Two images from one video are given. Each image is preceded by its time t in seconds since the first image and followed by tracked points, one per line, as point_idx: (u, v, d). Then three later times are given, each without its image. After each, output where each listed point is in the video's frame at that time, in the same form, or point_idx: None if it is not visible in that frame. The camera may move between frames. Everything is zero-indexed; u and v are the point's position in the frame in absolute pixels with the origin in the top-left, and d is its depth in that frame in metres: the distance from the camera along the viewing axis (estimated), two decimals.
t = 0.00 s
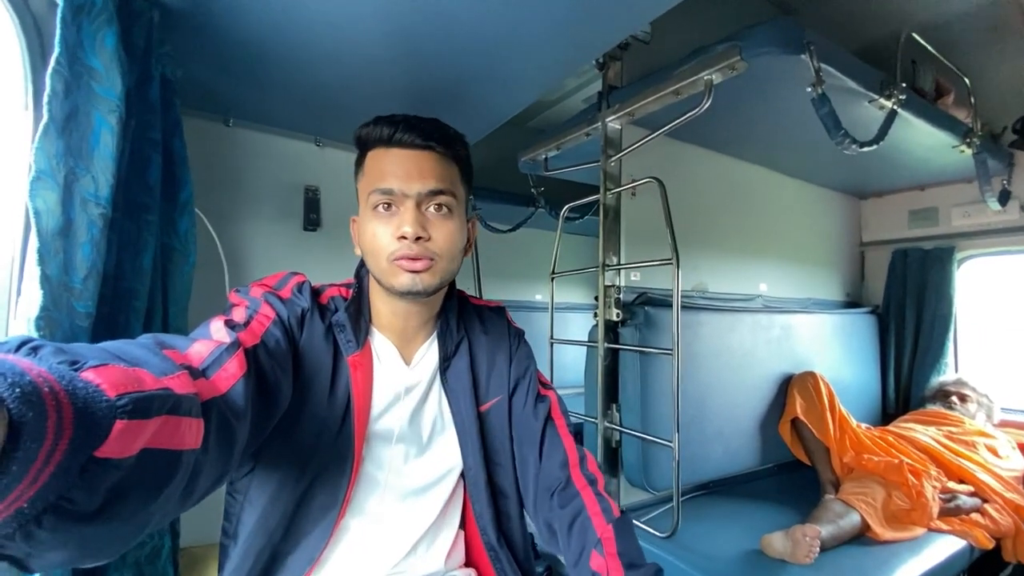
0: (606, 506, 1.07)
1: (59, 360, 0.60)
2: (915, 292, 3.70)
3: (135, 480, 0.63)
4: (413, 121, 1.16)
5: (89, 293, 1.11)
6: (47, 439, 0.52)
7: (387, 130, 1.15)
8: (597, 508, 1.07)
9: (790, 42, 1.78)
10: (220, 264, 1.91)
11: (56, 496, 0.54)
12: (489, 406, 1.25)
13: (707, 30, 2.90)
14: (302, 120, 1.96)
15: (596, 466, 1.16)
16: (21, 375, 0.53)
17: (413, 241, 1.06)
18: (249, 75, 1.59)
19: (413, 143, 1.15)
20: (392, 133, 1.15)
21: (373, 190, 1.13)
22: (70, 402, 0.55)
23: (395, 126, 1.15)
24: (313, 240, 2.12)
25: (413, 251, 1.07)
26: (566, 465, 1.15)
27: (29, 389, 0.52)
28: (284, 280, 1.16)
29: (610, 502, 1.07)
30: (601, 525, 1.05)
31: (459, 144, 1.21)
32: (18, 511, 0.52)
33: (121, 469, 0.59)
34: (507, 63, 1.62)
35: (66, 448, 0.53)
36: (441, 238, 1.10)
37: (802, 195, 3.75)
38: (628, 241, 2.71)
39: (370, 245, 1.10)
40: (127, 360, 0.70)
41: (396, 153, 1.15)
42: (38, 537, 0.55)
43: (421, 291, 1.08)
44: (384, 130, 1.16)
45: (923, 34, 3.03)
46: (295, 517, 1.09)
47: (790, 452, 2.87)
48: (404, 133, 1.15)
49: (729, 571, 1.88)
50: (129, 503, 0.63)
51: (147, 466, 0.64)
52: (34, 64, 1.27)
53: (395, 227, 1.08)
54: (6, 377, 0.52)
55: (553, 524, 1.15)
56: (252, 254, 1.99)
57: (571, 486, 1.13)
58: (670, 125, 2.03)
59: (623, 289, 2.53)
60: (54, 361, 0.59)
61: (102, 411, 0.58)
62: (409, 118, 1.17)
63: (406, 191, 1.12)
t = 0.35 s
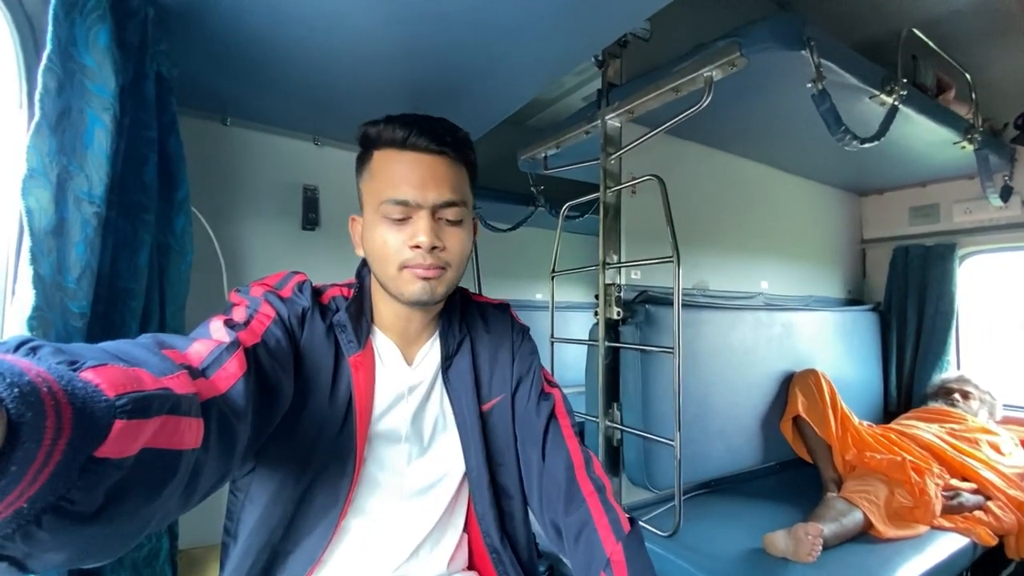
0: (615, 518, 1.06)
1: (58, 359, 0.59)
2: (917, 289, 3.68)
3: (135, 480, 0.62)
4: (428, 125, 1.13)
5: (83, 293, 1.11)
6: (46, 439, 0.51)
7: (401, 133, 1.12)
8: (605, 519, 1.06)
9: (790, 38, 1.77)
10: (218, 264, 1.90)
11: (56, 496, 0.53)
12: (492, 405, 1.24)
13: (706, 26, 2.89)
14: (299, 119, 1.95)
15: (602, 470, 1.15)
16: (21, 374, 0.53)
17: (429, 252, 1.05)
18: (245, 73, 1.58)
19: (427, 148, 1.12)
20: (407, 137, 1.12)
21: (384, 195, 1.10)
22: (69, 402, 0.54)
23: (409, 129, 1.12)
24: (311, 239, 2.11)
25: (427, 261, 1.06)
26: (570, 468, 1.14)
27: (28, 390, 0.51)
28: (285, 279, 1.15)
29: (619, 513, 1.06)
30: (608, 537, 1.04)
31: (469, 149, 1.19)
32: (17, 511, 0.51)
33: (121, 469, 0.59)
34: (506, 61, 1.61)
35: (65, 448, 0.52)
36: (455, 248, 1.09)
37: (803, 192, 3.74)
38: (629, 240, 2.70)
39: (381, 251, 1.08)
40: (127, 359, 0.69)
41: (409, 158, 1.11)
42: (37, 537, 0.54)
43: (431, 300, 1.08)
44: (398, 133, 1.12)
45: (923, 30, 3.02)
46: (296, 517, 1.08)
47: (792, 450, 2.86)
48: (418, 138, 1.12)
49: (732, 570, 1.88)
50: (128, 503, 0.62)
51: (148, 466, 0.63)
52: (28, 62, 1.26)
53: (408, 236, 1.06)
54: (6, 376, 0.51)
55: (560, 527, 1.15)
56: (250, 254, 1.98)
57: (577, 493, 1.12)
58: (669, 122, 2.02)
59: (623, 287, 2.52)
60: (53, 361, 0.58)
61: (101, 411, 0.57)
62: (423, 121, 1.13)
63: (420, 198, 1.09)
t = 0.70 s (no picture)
0: (632, 541, 1.07)
1: (50, 360, 0.60)
2: (909, 289, 3.73)
3: (125, 482, 0.65)
4: (449, 140, 1.11)
5: (95, 296, 1.13)
6: (37, 441, 0.53)
7: (423, 147, 1.10)
8: (621, 540, 1.09)
9: (781, 44, 1.80)
10: (220, 268, 1.92)
11: (45, 498, 0.55)
12: (497, 411, 1.25)
13: (701, 31, 2.93)
14: (300, 124, 1.97)
15: (617, 489, 1.16)
16: (12, 376, 0.53)
17: (445, 273, 1.07)
18: (248, 79, 1.60)
19: (447, 164, 1.10)
20: (429, 152, 1.10)
21: (402, 210, 1.08)
22: (61, 403, 0.56)
23: (432, 144, 1.10)
24: (312, 243, 2.13)
25: (442, 281, 1.07)
26: (585, 485, 1.16)
27: (20, 392, 0.52)
28: (289, 279, 1.17)
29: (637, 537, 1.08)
30: (625, 558, 1.06)
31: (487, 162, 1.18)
32: (6, 514, 0.53)
33: (112, 471, 0.61)
34: (505, 66, 1.63)
35: (55, 451, 0.54)
36: (469, 267, 1.10)
37: (796, 194, 3.79)
38: (624, 242, 2.74)
39: (395, 268, 1.09)
40: (122, 360, 0.70)
41: (429, 174, 1.09)
42: (25, 540, 0.57)
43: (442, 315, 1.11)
44: (420, 147, 1.10)
45: (914, 34, 3.07)
46: (296, 518, 1.10)
47: (787, 449, 2.89)
48: (440, 153, 1.10)
49: (729, 568, 1.90)
50: (120, 505, 0.64)
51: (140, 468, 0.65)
52: (36, 71, 1.28)
53: (425, 254, 1.07)
54: None
55: (571, 541, 1.17)
56: (251, 258, 2.00)
57: (593, 512, 1.13)
58: (663, 127, 2.05)
59: (620, 289, 2.55)
60: (45, 362, 0.59)
61: (93, 413, 0.59)
62: (444, 134, 1.11)
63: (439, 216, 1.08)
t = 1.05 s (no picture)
0: (622, 539, 1.11)
1: (56, 358, 0.61)
2: (892, 291, 3.82)
3: (133, 479, 0.63)
4: (460, 143, 1.14)
5: (106, 290, 1.16)
6: (45, 438, 0.52)
7: (432, 151, 1.12)
8: (614, 536, 1.12)
9: (766, 53, 1.87)
10: (217, 268, 1.95)
11: (55, 494, 0.54)
12: (495, 409, 1.29)
13: (689, 40, 3.01)
14: (298, 127, 2.01)
15: (608, 485, 1.20)
16: (20, 374, 0.54)
17: (449, 275, 1.10)
18: (249, 83, 1.64)
19: (456, 168, 1.13)
20: (439, 154, 1.12)
21: (409, 211, 1.11)
22: (69, 400, 0.56)
23: (442, 148, 1.12)
24: (308, 244, 2.16)
25: (446, 283, 1.11)
26: (578, 483, 1.19)
27: (27, 389, 0.53)
28: (290, 275, 1.20)
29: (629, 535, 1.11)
30: (618, 557, 1.10)
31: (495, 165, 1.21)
32: (16, 511, 0.52)
33: (121, 466, 0.60)
34: (499, 72, 1.68)
35: (65, 447, 0.53)
36: (473, 270, 1.14)
37: (783, 199, 3.87)
38: (615, 244, 2.79)
39: (400, 267, 1.12)
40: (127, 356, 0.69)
41: (438, 177, 1.12)
42: (37, 535, 0.56)
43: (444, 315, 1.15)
44: (431, 149, 1.13)
45: (895, 44, 3.17)
46: (296, 512, 1.13)
47: (774, 448, 2.94)
48: (450, 156, 1.12)
49: (718, 562, 1.94)
50: (128, 501, 0.63)
51: (148, 464, 0.64)
52: (43, 74, 1.31)
53: (430, 256, 1.10)
54: (5, 377, 0.53)
55: (563, 538, 1.20)
56: (248, 258, 2.02)
57: (585, 508, 1.16)
58: (652, 132, 2.11)
59: (611, 291, 2.60)
60: (51, 360, 0.60)
61: (100, 410, 0.58)
62: (454, 138, 1.14)
63: (446, 220, 1.11)
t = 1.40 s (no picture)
0: (627, 534, 1.15)
1: (66, 358, 0.63)
2: (885, 289, 3.87)
3: (139, 479, 0.65)
4: (439, 127, 1.20)
5: (120, 287, 1.17)
6: (55, 436, 0.54)
7: (412, 135, 1.19)
8: (618, 530, 1.16)
9: (760, 55, 1.90)
10: (220, 267, 1.97)
11: (64, 493, 0.56)
12: (498, 407, 1.32)
13: (685, 42, 3.05)
14: (300, 128, 2.03)
15: (612, 484, 1.24)
16: (29, 375, 0.56)
17: (433, 256, 1.12)
18: (254, 85, 1.66)
19: (436, 150, 1.19)
20: (418, 139, 1.19)
21: (392, 195, 1.17)
22: (78, 401, 0.58)
23: (421, 132, 1.19)
24: (310, 243, 2.18)
25: (431, 266, 1.12)
26: (583, 483, 1.21)
27: (37, 389, 0.55)
28: (295, 275, 1.22)
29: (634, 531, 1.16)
30: (623, 551, 1.14)
31: (481, 151, 1.25)
32: (26, 509, 0.54)
33: (130, 464, 0.62)
34: (498, 74, 1.71)
35: (74, 447, 0.56)
36: (459, 252, 1.15)
37: (777, 198, 3.92)
38: (612, 243, 2.82)
39: (388, 253, 1.16)
40: (135, 356, 0.72)
41: (418, 160, 1.18)
42: (46, 532, 0.57)
43: (435, 304, 1.15)
44: (410, 134, 1.19)
45: (887, 46, 3.21)
46: (303, 508, 1.16)
47: (768, 445, 2.98)
48: (429, 140, 1.19)
49: (713, 556, 1.98)
50: (137, 499, 0.65)
51: (156, 462, 0.66)
52: (53, 77, 1.33)
53: (414, 238, 1.13)
54: (16, 377, 0.55)
55: (565, 536, 1.23)
56: (251, 258, 2.05)
57: (589, 505, 1.20)
58: (648, 133, 2.13)
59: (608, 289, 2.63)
60: (61, 360, 0.62)
61: (108, 410, 0.61)
62: (435, 124, 1.21)
63: (427, 200, 1.16)
